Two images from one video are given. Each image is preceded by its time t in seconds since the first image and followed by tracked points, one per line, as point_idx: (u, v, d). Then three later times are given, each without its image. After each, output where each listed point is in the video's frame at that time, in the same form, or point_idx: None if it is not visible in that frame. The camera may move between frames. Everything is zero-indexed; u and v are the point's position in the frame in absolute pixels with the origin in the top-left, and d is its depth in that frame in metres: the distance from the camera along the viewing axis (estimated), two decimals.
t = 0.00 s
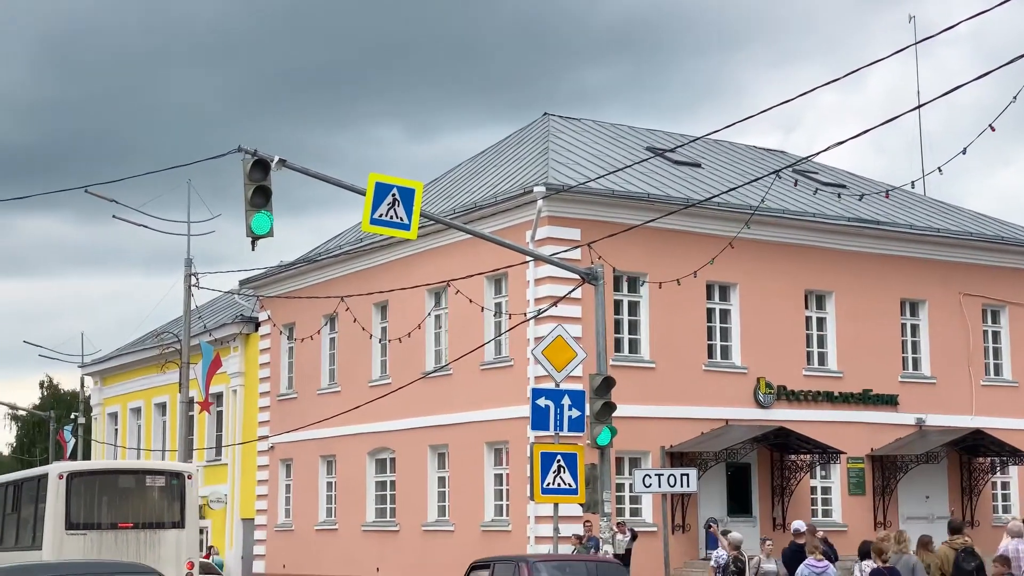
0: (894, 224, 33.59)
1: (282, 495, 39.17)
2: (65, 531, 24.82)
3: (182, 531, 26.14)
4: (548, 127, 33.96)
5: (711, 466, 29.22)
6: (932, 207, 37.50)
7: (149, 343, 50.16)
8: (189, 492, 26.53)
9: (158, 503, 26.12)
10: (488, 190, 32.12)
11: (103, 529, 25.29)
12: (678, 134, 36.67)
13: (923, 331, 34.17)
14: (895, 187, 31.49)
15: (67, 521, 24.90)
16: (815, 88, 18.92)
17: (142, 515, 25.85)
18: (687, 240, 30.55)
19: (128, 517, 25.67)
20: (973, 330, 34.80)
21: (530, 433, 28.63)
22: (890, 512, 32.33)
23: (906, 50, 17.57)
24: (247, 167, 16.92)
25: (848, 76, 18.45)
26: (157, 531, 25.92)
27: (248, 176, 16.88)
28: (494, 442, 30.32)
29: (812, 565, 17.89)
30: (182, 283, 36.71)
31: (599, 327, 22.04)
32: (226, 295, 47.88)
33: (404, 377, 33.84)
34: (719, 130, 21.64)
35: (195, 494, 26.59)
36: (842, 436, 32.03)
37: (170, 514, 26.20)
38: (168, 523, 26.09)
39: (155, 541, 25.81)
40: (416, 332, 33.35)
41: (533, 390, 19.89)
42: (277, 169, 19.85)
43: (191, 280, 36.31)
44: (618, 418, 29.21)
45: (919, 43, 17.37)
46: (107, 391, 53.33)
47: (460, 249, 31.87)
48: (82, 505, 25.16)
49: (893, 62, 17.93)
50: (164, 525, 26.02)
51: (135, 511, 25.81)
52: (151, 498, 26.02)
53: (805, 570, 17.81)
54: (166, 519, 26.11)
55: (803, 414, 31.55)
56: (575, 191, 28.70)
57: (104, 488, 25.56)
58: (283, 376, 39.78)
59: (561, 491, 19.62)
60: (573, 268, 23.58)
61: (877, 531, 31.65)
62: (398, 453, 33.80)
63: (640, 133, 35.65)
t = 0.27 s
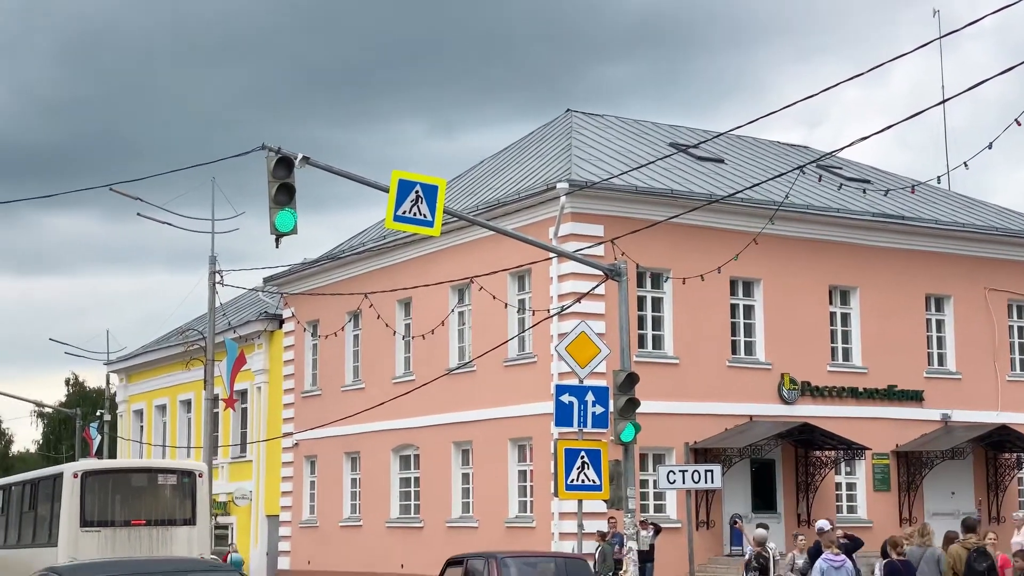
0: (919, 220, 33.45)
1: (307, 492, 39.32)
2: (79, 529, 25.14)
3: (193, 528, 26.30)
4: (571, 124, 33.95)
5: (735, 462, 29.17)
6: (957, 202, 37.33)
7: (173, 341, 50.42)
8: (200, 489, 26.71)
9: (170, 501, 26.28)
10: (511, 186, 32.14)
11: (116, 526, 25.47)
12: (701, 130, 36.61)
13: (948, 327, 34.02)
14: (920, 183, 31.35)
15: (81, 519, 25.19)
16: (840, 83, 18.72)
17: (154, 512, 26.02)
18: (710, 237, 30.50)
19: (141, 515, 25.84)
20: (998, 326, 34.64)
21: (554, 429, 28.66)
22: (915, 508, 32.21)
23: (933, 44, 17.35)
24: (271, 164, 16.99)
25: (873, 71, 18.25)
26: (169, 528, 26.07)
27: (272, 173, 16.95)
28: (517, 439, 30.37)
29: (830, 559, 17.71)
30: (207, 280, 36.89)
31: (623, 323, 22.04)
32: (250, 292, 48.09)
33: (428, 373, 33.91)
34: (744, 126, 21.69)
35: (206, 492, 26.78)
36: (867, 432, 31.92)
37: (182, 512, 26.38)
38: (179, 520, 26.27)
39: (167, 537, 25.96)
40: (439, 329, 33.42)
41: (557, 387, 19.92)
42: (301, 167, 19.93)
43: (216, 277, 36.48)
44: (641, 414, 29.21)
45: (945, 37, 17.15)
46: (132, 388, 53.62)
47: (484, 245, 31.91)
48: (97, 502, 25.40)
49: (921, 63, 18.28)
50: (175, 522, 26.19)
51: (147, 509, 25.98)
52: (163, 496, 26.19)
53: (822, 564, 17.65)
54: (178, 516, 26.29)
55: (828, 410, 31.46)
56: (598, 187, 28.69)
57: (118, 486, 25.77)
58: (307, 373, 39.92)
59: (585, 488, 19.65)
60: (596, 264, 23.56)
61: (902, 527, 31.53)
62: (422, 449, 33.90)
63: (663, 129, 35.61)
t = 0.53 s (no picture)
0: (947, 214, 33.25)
1: (334, 488, 39.47)
2: (97, 524, 26.08)
3: (208, 523, 27.10)
4: (596, 119, 33.90)
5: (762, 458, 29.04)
6: (986, 196, 37.09)
7: (201, 337, 50.69)
8: (215, 486, 27.54)
9: (185, 497, 27.12)
10: (536, 182, 32.14)
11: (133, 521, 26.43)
12: (727, 125, 36.49)
13: (977, 321, 33.81)
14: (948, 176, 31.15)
15: (100, 515, 26.15)
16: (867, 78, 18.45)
17: (170, 507, 26.89)
18: (737, 232, 30.40)
19: (157, 510, 26.75)
20: None
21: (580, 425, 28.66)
22: (944, 504, 32.03)
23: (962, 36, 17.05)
24: (296, 161, 17.05)
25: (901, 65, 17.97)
26: (184, 523, 26.89)
27: (298, 171, 17.00)
28: (544, 434, 30.38)
29: (845, 558, 17.57)
30: (234, 277, 37.07)
31: (647, 319, 21.99)
32: (276, 289, 48.28)
33: (454, 369, 33.96)
34: (771, 119, 21.64)
35: (221, 488, 27.56)
36: (895, 428, 31.77)
37: (197, 507, 27.18)
38: (194, 515, 27.08)
39: (182, 532, 26.78)
40: (465, 325, 33.45)
41: (582, 383, 19.91)
42: (327, 163, 19.99)
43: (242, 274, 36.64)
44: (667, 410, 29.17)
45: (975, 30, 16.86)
46: (160, 384, 53.94)
47: (509, 241, 31.91)
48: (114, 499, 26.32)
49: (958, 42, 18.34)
50: (190, 517, 27.00)
51: (163, 505, 26.87)
52: (178, 492, 27.04)
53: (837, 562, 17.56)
54: (193, 511, 27.11)
55: (855, 405, 31.33)
56: (624, 183, 28.65)
57: (134, 483, 26.66)
58: (334, 369, 40.05)
59: (611, 483, 19.64)
60: (622, 260, 23.52)
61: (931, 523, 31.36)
62: (448, 445, 33.96)
63: (689, 124, 35.52)
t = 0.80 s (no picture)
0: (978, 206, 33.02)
1: (363, 482, 39.60)
2: (118, 517, 26.29)
3: (225, 517, 27.39)
4: (624, 113, 33.83)
5: (791, 452, 28.97)
6: (1018, 188, 36.81)
7: (230, 332, 50.88)
8: (232, 480, 27.73)
9: (204, 491, 27.36)
10: (564, 176, 32.09)
11: (153, 515, 26.65)
12: (756, 118, 36.35)
13: (1008, 315, 33.57)
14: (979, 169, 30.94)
15: (121, 508, 26.35)
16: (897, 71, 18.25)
17: (188, 501, 27.12)
18: (765, 225, 30.28)
19: (176, 504, 26.95)
20: None
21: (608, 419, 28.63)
22: (975, 498, 31.83)
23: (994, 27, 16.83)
24: (325, 156, 17.08)
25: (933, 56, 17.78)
26: (202, 516, 27.18)
27: (326, 165, 17.04)
28: (572, 428, 30.35)
29: (865, 550, 17.47)
30: (262, 271, 37.21)
31: (677, 312, 21.91)
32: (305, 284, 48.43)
33: (482, 363, 33.97)
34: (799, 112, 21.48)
35: (238, 482, 27.77)
36: (926, 422, 31.59)
37: (215, 501, 27.44)
38: (212, 509, 27.35)
39: (200, 525, 27.09)
40: (493, 319, 33.45)
41: (611, 376, 19.87)
42: (355, 158, 20.02)
43: (271, 269, 36.76)
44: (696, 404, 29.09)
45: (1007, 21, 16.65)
46: (190, 379, 54.21)
47: (537, 235, 31.89)
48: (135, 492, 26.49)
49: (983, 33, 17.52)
50: (208, 511, 27.27)
51: (182, 498, 27.08)
52: (197, 487, 27.26)
53: (857, 554, 17.49)
54: (210, 505, 27.37)
55: (885, 399, 31.16)
56: (652, 176, 28.57)
57: (154, 477, 26.86)
58: (362, 363, 40.14)
59: (640, 477, 19.60)
60: (650, 254, 23.45)
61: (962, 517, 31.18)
62: (476, 439, 34.00)
63: (717, 117, 35.40)
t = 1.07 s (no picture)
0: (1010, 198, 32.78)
1: (391, 474, 39.76)
2: (141, 509, 26.96)
3: (244, 509, 28.19)
4: (652, 105, 33.74)
5: (820, 445, 28.90)
6: None
7: (259, 325, 51.11)
8: (251, 474, 28.61)
9: (224, 484, 28.20)
10: (592, 168, 32.04)
11: (174, 507, 27.43)
12: (785, 110, 36.19)
13: None
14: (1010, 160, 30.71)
15: (143, 500, 27.03)
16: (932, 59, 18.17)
17: (209, 494, 27.91)
18: (794, 217, 30.15)
19: (196, 497, 27.75)
20: None
21: (637, 412, 28.62)
22: (1006, 490, 31.65)
23: None
24: (353, 149, 17.15)
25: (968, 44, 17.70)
26: (222, 509, 27.95)
27: (355, 158, 17.11)
28: (600, 421, 30.35)
29: (891, 544, 17.40)
30: (291, 265, 37.36)
31: (705, 304, 21.86)
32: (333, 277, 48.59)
33: (511, 356, 33.99)
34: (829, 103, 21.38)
35: (256, 476, 28.65)
36: (956, 414, 31.41)
37: (233, 494, 28.26)
38: (231, 502, 28.14)
39: (219, 517, 27.83)
40: (522, 311, 33.46)
41: (639, 369, 19.86)
42: (383, 151, 20.07)
43: (300, 261, 36.91)
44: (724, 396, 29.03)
45: None
46: (219, 371, 54.48)
47: (566, 228, 31.87)
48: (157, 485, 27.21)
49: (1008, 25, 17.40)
50: (227, 504, 28.06)
51: (202, 491, 27.88)
52: (217, 479, 28.09)
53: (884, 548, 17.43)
54: (229, 498, 28.17)
55: (915, 391, 31.01)
56: (680, 168, 28.50)
57: (175, 470, 27.63)
58: (391, 356, 40.24)
59: (669, 470, 19.57)
60: (679, 246, 23.39)
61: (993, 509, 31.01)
62: (505, 432, 34.05)
63: (746, 109, 35.26)
